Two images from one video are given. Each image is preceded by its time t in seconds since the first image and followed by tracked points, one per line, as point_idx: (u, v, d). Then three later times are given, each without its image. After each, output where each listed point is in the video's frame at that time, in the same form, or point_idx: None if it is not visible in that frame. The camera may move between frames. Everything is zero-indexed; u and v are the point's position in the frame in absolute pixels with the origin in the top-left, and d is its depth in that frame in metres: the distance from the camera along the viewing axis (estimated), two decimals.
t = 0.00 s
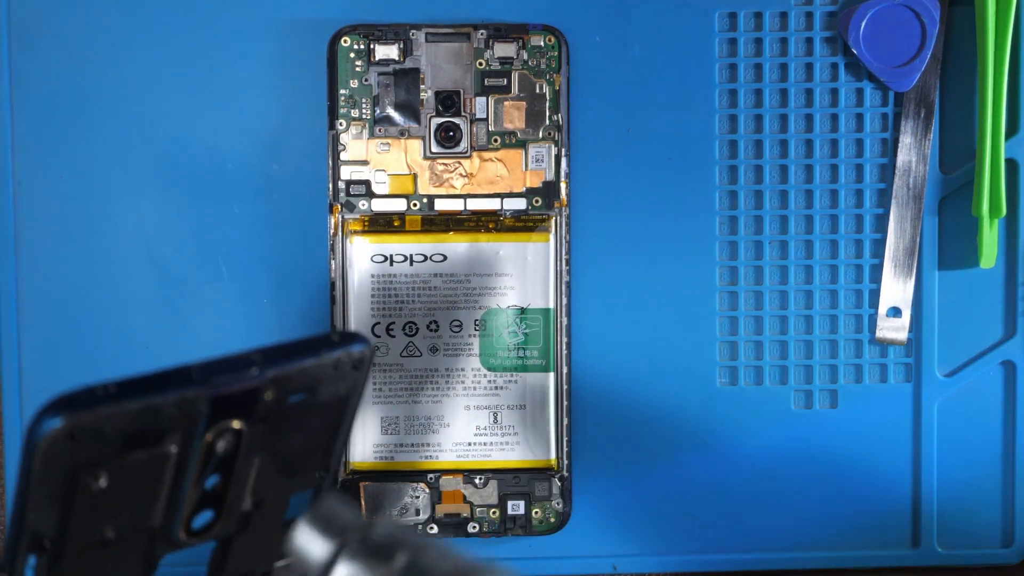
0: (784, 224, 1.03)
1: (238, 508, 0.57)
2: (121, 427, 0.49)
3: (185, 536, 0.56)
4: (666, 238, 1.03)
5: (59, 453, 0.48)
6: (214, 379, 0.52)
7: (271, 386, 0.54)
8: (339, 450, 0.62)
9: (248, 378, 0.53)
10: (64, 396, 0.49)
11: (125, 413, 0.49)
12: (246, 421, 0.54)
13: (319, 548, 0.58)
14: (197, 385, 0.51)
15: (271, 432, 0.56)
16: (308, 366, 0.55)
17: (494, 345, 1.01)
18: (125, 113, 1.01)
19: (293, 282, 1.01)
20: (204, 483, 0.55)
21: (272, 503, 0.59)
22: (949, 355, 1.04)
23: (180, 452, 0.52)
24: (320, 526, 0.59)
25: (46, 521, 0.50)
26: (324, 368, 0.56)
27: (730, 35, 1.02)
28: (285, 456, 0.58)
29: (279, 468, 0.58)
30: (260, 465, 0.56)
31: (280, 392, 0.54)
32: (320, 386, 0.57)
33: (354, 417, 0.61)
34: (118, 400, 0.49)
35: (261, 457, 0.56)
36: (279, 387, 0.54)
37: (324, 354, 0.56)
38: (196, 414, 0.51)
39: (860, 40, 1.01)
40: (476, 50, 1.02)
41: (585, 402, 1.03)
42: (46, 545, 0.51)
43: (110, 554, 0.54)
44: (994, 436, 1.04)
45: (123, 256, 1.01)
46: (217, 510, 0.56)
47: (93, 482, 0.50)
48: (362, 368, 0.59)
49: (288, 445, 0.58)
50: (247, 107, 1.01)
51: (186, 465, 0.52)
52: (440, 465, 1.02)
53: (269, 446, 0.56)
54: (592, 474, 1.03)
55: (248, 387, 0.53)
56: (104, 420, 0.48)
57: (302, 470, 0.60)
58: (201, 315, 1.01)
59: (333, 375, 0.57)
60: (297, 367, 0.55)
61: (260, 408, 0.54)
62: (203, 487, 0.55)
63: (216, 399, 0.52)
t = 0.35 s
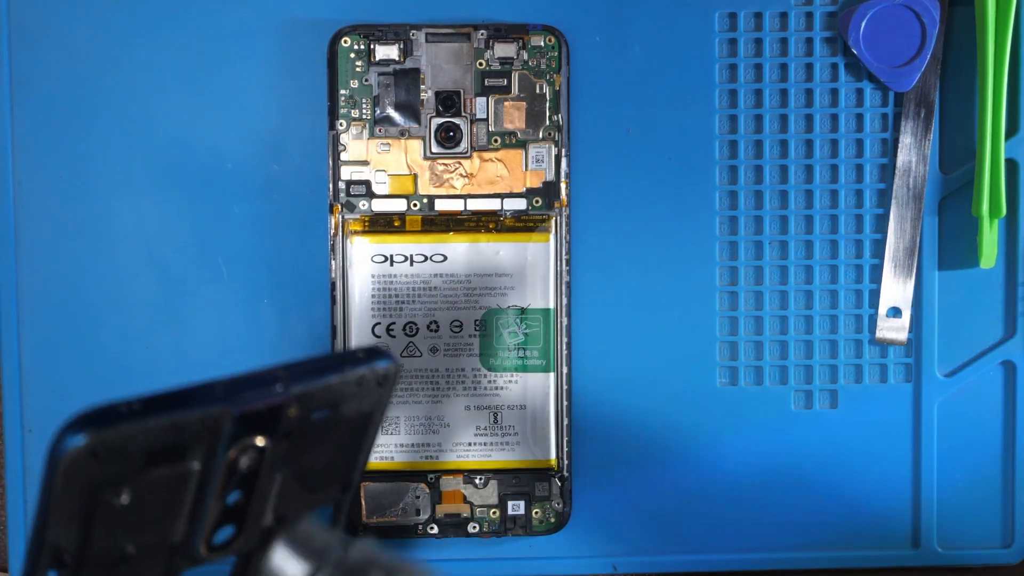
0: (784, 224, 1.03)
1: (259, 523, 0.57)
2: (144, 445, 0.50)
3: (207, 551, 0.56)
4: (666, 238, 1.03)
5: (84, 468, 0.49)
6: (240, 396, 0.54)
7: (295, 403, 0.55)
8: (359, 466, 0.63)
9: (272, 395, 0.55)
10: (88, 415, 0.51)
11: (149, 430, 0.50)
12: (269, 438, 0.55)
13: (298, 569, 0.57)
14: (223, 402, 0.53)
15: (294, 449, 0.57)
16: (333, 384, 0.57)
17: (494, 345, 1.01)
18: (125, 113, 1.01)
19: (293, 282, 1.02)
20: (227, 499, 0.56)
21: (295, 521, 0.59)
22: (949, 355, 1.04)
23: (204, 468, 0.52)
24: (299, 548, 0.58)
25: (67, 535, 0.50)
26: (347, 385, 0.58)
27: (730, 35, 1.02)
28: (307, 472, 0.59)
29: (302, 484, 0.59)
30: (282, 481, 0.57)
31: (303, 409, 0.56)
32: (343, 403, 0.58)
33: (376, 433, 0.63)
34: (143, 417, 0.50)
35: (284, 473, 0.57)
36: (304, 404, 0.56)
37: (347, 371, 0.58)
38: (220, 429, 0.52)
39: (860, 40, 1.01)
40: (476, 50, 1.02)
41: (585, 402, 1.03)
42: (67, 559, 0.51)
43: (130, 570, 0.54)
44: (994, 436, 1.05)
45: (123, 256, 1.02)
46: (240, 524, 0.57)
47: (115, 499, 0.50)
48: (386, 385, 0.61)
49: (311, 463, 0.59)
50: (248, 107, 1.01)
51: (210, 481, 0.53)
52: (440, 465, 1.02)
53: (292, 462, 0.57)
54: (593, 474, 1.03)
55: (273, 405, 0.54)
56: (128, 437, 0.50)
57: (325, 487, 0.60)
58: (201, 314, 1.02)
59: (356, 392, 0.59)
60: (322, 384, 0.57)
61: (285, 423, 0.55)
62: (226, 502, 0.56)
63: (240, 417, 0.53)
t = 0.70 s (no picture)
0: (784, 224, 1.03)
1: (266, 531, 0.55)
2: (153, 452, 0.48)
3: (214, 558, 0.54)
4: (666, 237, 1.03)
5: (93, 478, 0.47)
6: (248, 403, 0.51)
7: (303, 411, 0.53)
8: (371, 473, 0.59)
9: (279, 402, 0.52)
10: (97, 422, 0.49)
11: (159, 437, 0.48)
12: (278, 445, 0.53)
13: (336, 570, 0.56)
14: (230, 410, 0.51)
15: (304, 455, 0.54)
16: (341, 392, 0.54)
17: (494, 345, 1.01)
18: (125, 113, 1.01)
19: (293, 282, 1.02)
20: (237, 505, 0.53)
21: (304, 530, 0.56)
22: (949, 355, 1.04)
23: (212, 474, 0.50)
24: (338, 549, 0.56)
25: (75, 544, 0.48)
26: (356, 393, 0.55)
27: (730, 35, 1.02)
28: (317, 481, 0.56)
29: (312, 493, 0.55)
30: (291, 489, 0.54)
31: (312, 416, 0.53)
32: (351, 411, 0.55)
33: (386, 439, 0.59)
34: (151, 425, 0.49)
35: (292, 480, 0.54)
36: (312, 411, 0.53)
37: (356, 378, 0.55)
38: (229, 437, 0.50)
39: (860, 40, 1.01)
40: (476, 50, 1.02)
41: (585, 402, 1.03)
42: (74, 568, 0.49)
43: None
44: (994, 436, 1.05)
45: (124, 256, 1.01)
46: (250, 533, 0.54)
47: (123, 506, 0.48)
48: (395, 392, 0.57)
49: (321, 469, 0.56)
50: (248, 107, 1.01)
51: (218, 486, 0.51)
52: (440, 466, 1.02)
53: (302, 469, 0.55)
54: (593, 474, 1.03)
55: (282, 412, 0.52)
56: (135, 445, 0.48)
57: (336, 496, 0.57)
58: (202, 314, 1.02)
59: (364, 400, 0.56)
60: (329, 391, 0.54)
61: (293, 430, 0.53)
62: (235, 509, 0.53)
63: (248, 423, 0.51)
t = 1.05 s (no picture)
0: (784, 224, 1.03)
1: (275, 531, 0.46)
2: (163, 451, 0.40)
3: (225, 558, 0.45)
4: (666, 238, 1.03)
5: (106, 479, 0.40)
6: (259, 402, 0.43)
7: (314, 411, 0.45)
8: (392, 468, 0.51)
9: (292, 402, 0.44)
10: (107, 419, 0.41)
11: (173, 436, 0.40)
12: (288, 444, 0.44)
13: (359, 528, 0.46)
14: (242, 409, 0.42)
15: (315, 454, 0.46)
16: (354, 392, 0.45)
17: (494, 345, 1.01)
18: (125, 113, 1.01)
19: (293, 282, 1.01)
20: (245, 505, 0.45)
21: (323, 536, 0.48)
22: (949, 355, 1.04)
23: (223, 473, 0.43)
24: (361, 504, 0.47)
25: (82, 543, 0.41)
26: (367, 394, 0.46)
27: (730, 35, 1.02)
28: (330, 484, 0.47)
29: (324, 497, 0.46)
30: (301, 489, 0.46)
31: (323, 416, 0.45)
32: (363, 410, 0.47)
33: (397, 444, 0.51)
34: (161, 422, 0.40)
35: (303, 481, 0.46)
36: (325, 412, 0.45)
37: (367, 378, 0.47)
38: (242, 435, 0.42)
39: (860, 40, 1.01)
40: (475, 50, 1.02)
41: (586, 402, 1.03)
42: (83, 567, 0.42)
43: None
44: (994, 436, 1.05)
45: (124, 255, 1.01)
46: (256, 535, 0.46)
47: (134, 506, 0.41)
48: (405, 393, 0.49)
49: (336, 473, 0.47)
50: (248, 107, 1.01)
51: (228, 487, 0.43)
52: (440, 465, 1.02)
53: (315, 470, 0.46)
54: (593, 475, 1.03)
55: (293, 411, 0.44)
56: (149, 445, 0.40)
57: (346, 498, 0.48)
58: (202, 314, 1.02)
59: (374, 400, 0.47)
60: (340, 392, 0.46)
61: (303, 430, 0.45)
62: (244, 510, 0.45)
63: (259, 423, 0.43)
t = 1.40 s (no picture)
0: (784, 224, 1.03)
1: (283, 526, 0.55)
2: (176, 447, 0.47)
3: (233, 553, 0.53)
4: (667, 237, 1.03)
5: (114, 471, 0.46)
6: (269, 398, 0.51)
7: (325, 406, 0.52)
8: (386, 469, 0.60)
9: (303, 397, 0.52)
10: (119, 415, 0.48)
11: (182, 430, 0.47)
12: (298, 439, 0.52)
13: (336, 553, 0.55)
14: (254, 403, 0.50)
15: (322, 449, 0.54)
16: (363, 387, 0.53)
17: (495, 345, 1.01)
18: (125, 113, 1.01)
19: (293, 282, 1.02)
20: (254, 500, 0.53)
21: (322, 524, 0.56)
22: (949, 355, 1.04)
23: (232, 469, 0.50)
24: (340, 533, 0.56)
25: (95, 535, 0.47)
26: (378, 389, 0.55)
27: (730, 35, 1.02)
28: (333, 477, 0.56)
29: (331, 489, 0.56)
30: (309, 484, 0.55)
31: (333, 412, 0.53)
32: (372, 406, 0.55)
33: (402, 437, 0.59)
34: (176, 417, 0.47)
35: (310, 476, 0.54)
36: (335, 407, 0.53)
37: (378, 374, 0.55)
38: (250, 432, 0.49)
39: (860, 40, 1.01)
40: (476, 50, 1.02)
41: (586, 402, 1.03)
42: (94, 560, 0.49)
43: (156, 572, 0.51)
44: (994, 436, 1.05)
45: (124, 255, 1.02)
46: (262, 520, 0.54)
47: (145, 501, 0.47)
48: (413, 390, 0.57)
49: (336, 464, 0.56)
50: (248, 107, 1.01)
51: (238, 483, 0.51)
52: (440, 465, 1.02)
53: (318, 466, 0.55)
54: (593, 474, 1.03)
55: (304, 407, 0.51)
56: (158, 438, 0.46)
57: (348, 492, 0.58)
58: (202, 315, 1.02)
59: (384, 396, 0.55)
60: (351, 387, 0.53)
61: (314, 425, 0.52)
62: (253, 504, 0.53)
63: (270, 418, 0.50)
